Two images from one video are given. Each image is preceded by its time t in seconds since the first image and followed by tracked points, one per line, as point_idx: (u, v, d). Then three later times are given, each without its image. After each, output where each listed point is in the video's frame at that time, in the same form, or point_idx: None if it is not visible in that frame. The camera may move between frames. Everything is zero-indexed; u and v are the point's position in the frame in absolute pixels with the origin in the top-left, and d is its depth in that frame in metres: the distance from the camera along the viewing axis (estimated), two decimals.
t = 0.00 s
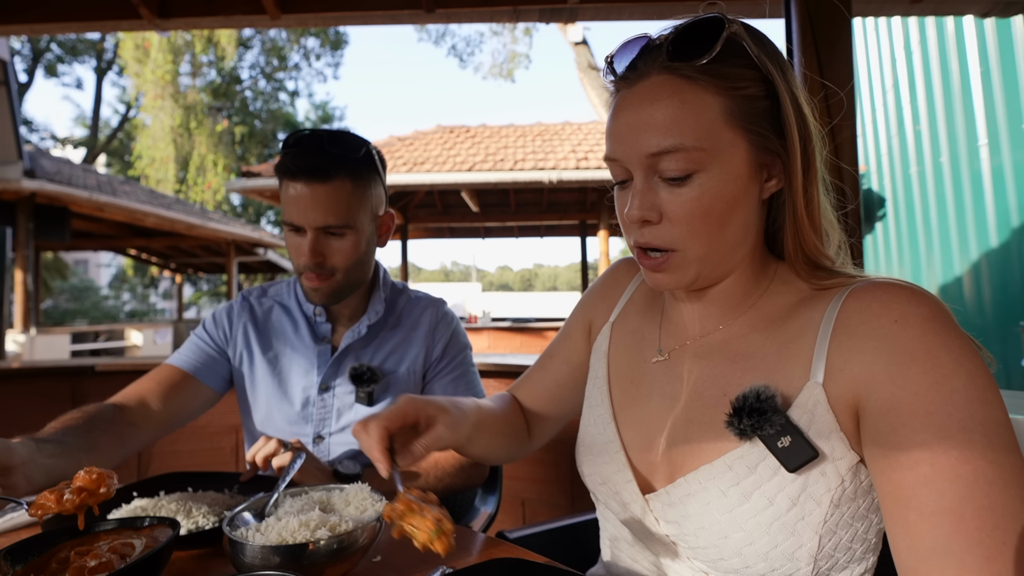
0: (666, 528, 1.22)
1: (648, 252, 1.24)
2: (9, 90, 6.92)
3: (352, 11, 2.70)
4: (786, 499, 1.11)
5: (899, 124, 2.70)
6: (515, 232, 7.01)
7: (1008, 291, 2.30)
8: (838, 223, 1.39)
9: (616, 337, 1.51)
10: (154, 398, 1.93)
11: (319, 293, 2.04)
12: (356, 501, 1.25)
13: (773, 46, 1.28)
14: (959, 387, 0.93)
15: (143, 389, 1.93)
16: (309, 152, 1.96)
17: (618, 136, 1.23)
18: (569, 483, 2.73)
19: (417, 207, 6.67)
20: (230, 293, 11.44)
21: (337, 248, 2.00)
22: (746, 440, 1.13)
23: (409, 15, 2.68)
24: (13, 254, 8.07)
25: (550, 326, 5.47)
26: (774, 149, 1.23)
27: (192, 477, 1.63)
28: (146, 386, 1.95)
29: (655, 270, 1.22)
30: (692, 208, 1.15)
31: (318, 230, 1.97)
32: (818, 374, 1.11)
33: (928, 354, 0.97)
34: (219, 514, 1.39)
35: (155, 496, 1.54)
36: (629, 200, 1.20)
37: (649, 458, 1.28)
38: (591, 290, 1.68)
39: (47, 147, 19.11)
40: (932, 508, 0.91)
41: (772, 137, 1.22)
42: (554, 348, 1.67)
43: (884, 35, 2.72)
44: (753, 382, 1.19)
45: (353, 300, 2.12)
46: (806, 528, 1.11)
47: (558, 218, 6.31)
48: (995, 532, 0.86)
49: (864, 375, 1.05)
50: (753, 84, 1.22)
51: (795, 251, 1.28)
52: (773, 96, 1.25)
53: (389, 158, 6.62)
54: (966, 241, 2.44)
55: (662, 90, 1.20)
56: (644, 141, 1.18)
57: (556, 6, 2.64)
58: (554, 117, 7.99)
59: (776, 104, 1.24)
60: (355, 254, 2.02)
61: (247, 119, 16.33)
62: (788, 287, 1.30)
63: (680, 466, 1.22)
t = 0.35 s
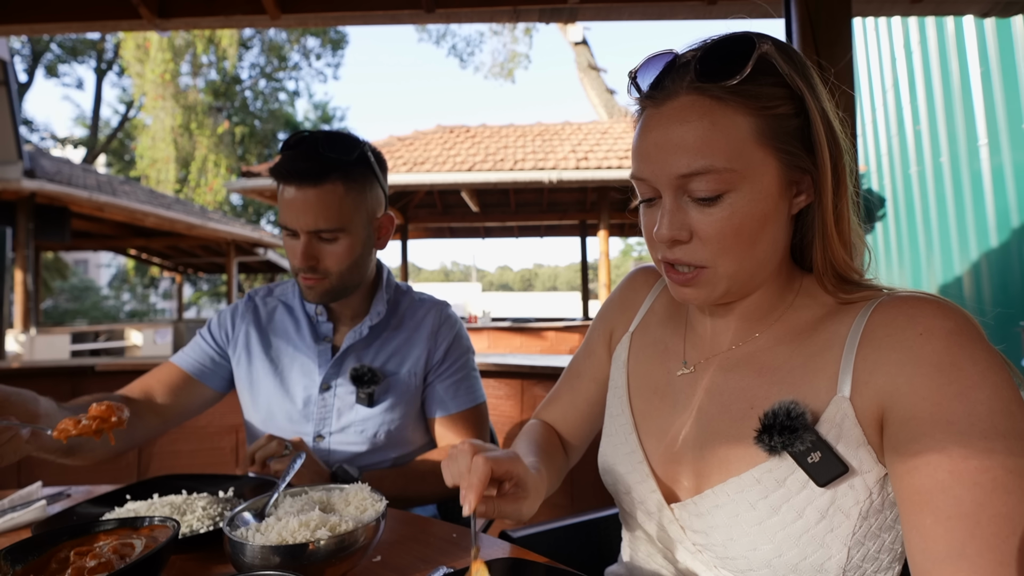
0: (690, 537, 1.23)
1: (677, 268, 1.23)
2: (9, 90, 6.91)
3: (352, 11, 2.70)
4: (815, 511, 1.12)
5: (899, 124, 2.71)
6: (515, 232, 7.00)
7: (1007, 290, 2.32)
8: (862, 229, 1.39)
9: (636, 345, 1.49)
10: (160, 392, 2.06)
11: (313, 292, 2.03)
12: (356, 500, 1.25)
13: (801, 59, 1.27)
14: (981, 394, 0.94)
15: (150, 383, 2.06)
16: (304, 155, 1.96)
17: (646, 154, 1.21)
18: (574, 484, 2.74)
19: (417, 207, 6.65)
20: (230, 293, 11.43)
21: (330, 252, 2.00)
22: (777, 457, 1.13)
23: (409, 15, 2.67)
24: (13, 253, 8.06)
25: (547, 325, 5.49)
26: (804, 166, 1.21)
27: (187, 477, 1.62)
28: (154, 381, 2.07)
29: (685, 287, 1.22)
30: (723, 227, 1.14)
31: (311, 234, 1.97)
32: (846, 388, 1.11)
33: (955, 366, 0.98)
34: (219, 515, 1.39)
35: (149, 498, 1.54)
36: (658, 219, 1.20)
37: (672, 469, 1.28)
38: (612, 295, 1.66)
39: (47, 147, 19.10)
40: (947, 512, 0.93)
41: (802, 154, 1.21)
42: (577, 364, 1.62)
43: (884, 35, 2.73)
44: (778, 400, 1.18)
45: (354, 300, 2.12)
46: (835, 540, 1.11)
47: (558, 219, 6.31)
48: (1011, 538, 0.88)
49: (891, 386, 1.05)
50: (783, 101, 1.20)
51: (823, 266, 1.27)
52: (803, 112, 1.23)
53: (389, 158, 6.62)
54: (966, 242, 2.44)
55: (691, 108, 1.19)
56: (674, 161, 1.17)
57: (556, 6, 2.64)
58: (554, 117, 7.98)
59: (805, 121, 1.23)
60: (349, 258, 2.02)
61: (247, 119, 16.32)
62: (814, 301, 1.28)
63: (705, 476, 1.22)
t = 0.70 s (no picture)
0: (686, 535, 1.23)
1: (676, 263, 1.23)
2: (9, 89, 6.90)
3: (352, 11, 2.69)
4: (812, 510, 1.11)
5: (899, 124, 2.71)
6: (515, 232, 7.00)
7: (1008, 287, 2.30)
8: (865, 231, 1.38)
9: (634, 344, 1.50)
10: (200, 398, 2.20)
11: (310, 300, 2.04)
12: (357, 499, 1.25)
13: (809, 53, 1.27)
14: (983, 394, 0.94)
15: (191, 389, 2.20)
16: (296, 167, 1.96)
17: (648, 145, 1.22)
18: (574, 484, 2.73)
19: (417, 207, 6.65)
20: (230, 293, 11.43)
21: (324, 264, 2.00)
22: (772, 453, 1.13)
23: (409, 15, 2.67)
24: (13, 253, 8.07)
25: (546, 326, 5.43)
26: (807, 163, 1.21)
27: (186, 476, 1.62)
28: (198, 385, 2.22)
29: (686, 282, 1.22)
30: (724, 220, 1.14)
31: (303, 247, 1.99)
32: (844, 385, 1.11)
33: (955, 363, 0.98)
34: (219, 515, 1.39)
35: (148, 498, 1.54)
36: (659, 210, 1.20)
37: (669, 466, 1.28)
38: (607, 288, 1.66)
39: (47, 147, 19.09)
40: (950, 511, 0.92)
41: (806, 150, 1.21)
42: (567, 348, 1.65)
43: (884, 35, 2.74)
44: (777, 395, 1.18)
45: (355, 302, 2.11)
46: (832, 539, 1.11)
47: (558, 219, 6.31)
48: (1013, 538, 0.88)
49: (891, 385, 1.05)
50: (789, 95, 1.20)
51: (824, 263, 1.26)
52: (808, 106, 1.23)
53: (389, 158, 6.62)
54: (966, 241, 2.44)
55: (695, 99, 1.19)
56: (675, 152, 1.17)
57: (556, 6, 2.65)
58: (554, 117, 7.97)
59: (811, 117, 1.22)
60: (343, 268, 2.01)
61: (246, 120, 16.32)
62: (815, 299, 1.28)
63: (703, 475, 1.21)
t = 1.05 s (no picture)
0: (666, 537, 1.23)
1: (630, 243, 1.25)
2: (9, 90, 6.90)
3: (352, 11, 2.69)
4: (791, 509, 1.11)
5: (899, 124, 2.70)
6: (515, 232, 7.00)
7: (1008, 291, 2.27)
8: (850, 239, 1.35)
9: (612, 343, 1.50)
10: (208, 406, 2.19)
11: (314, 303, 2.05)
12: (357, 500, 1.25)
13: (785, 46, 1.27)
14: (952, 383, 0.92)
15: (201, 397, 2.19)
16: (301, 173, 1.96)
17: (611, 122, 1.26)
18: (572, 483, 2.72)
19: (417, 207, 6.70)
20: (230, 293, 11.42)
21: (329, 268, 2.01)
22: (747, 454, 1.13)
23: (409, 15, 2.67)
24: (13, 253, 8.08)
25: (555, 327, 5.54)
26: (763, 152, 1.22)
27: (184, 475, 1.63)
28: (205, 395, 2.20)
29: (635, 262, 1.23)
30: (671, 198, 1.16)
31: (309, 252, 1.99)
32: (817, 381, 1.11)
33: (920, 354, 0.96)
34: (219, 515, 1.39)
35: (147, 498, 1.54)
36: (613, 183, 1.23)
37: (649, 468, 1.28)
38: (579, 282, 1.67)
39: (47, 148, 19.09)
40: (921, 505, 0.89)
41: (761, 139, 1.22)
42: (532, 331, 1.67)
43: (884, 35, 2.73)
44: (750, 395, 1.18)
45: (358, 302, 2.12)
46: (811, 538, 1.11)
47: (558, 219, 6.29)
48: (983, 527, 0.83)
49: (860, 380, 1.04)
50: (748, 83, 1.23)
51: (793, 256, 1.27)
52: (769, 98, 1.25)
53: (389, 158, 6.61)
54: (966, 241, 2.43)
55: (655, 79, 1.23)
56: (631, 128, 1.21)
57: (556, 6, 2.65)
58: (555, 117, 7.97)
59: (769, 108, 1.24)
60: (348, 272, 2.02)
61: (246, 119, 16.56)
62: (786, 293, 1.29)
63: (682, 476, 1.21)
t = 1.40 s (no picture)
0: (652, 541, 1.22)
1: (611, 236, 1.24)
2: (9, 89, 6.90)
3: (351, 11, 2.69)
4: (773, 510, 1.11)
5: (899, 123, 2.71)
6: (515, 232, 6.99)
7: (1008, 290, 2.26)
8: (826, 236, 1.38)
9: (592, 344, 1.49)
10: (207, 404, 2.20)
11: (312, 303, 2.04)
12: (357, 499, 1.25)
13: (757, 45, 1.30)
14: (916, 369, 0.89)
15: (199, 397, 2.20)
16: (304, 172, 1.96)
17: (590, 113, 1.26)
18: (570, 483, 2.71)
19: (417, 207, 6.75)
20: (230, 293, 11.41)
21: (328, 268, 2.01)
22: (727, 456, 1.12)
23: (409, 15, 2.68)
24: (13, 253, 8.07)
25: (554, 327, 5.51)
26: (743, 142, 1.24)
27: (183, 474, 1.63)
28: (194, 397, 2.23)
29: (617, 256, 1.22)
30: (654, 188, 1.16)
31: (309, 251, 1.99)
32: (793, 380, 1.11)
33: (889, 345, 0.94)
34: (219, 515, 1.39)
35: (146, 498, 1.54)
36: (594, 175, 1.22)
37: (633, 471, 1.27)
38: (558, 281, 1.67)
39: (47, 148, 19.08)
40: (880, 488, 0.85)
41: (743, 128, 1.24)
42: (506, 329, 1.65)
43: (885, 34, 2.73)
44: (728, 396, 1.18)
45: (356, 302, 2.11)
46: (794, 537, 1.11)
47: (558, 219, 6.28)
48: (939, 509, 0.79)
49: (832, 372, 1.03)
50: (728, 73, 1.24)
51: (772, 253, 1.27)
52: (747, 89, 1.27)
53: (389, 158, 6.61)
54: (966, 241, 2.43)
55: (635, 69, 1.23)
56: (612, 117, 1.21)
57: (556, 6, 2.66)
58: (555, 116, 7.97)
59: (749, 98, 1.26)
60: (347, 273, 2.02)
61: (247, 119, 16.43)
62: (765, 290, 1.29)
63: (665, 481, 1.21)
